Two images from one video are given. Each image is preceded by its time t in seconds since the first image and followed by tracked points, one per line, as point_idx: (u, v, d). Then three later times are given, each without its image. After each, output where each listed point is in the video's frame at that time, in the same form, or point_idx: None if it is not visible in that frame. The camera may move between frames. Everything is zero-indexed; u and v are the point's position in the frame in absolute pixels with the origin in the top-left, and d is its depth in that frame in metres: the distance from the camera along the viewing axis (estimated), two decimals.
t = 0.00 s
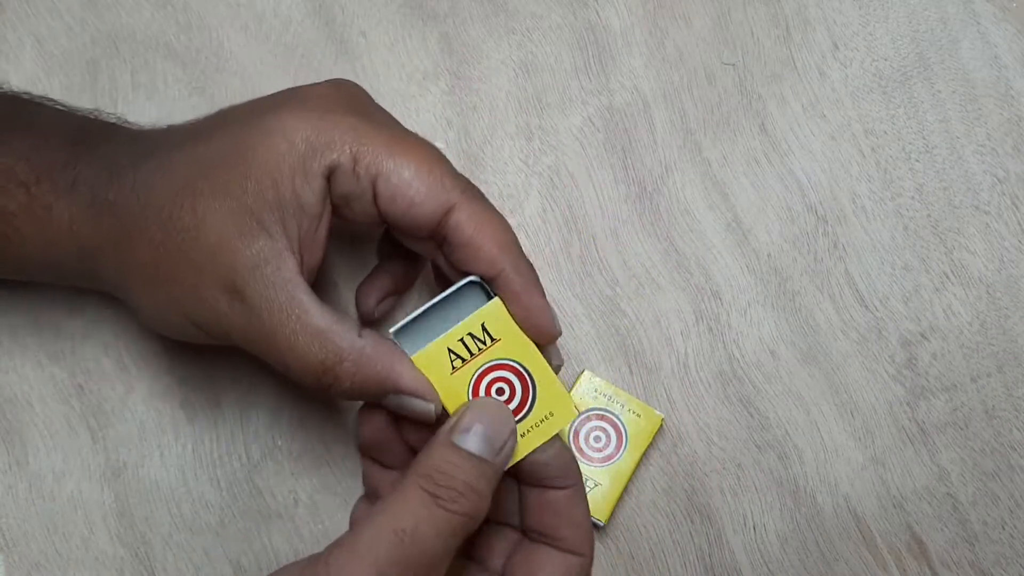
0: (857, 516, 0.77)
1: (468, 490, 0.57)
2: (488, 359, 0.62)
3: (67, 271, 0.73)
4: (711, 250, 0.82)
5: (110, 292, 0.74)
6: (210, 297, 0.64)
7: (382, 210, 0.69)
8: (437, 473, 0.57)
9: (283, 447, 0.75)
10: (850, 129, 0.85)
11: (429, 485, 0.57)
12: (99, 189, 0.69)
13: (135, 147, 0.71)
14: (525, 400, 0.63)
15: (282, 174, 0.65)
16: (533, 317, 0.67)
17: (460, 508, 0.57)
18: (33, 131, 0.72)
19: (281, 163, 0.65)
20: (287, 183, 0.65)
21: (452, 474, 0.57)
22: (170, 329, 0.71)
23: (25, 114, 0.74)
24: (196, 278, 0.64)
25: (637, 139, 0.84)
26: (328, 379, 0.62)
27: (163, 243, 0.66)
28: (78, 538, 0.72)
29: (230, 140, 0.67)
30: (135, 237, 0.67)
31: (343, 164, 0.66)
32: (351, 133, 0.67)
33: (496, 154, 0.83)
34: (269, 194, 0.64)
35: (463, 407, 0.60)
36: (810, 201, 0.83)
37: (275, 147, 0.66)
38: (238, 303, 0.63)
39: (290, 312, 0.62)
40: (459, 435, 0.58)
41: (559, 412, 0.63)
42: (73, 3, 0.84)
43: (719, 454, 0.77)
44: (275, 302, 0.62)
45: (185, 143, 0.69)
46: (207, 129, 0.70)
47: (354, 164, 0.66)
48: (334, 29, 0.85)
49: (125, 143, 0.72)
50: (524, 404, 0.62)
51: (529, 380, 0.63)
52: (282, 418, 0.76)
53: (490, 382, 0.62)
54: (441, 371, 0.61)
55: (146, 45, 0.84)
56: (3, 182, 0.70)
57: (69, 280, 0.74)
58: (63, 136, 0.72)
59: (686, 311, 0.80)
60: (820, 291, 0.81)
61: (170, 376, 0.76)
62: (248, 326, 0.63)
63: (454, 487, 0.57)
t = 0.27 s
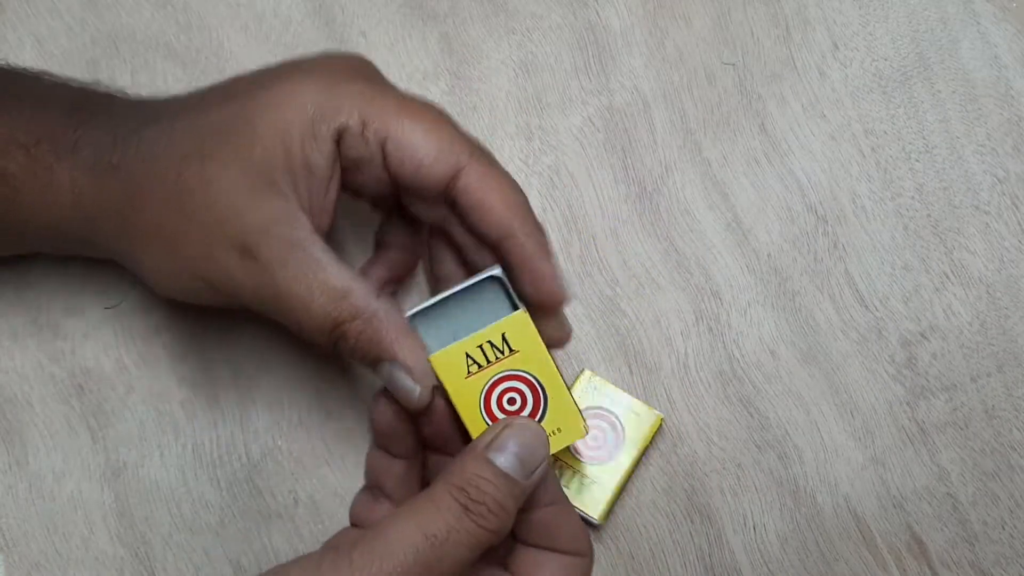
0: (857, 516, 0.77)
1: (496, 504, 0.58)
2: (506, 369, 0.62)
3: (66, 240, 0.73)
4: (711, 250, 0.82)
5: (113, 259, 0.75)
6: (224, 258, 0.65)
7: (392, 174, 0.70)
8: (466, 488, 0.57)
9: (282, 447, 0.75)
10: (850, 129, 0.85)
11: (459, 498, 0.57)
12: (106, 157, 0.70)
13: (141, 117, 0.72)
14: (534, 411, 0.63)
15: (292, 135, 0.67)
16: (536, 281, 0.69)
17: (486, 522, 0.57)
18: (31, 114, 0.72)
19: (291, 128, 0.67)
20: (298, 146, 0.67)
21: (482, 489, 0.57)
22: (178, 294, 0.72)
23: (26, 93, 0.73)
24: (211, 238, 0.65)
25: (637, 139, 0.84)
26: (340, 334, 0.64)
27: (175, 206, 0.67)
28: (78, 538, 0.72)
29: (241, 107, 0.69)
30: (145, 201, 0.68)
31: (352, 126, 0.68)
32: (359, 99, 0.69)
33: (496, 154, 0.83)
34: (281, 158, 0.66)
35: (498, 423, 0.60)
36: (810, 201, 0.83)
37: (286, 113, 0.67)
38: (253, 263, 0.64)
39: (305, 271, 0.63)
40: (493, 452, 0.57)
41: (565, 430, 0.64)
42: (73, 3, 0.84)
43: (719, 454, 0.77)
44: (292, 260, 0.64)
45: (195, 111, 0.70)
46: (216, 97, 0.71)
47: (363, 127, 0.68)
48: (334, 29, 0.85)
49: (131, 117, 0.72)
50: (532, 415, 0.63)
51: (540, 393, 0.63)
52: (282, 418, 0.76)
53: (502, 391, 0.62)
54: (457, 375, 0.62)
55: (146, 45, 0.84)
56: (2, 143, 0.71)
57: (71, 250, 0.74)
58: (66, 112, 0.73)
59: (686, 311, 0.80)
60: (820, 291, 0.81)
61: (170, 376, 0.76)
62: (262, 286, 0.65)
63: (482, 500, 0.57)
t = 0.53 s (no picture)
0: (857, 516, 0.77)
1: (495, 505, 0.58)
2: (507, 362, 0.63)
3: (69, 195, 0.73)
4: (711, 250, 0.82)
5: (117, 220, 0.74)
6: (241, 216, 0.66)
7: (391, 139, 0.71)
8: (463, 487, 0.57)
9: (282, 447, 0.75)
10: (850, 129, 0.85)
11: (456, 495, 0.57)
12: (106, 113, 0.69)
13: (138, 72, 0.70)
14: (533, 408, 0.64)
15: (303, 91, 0.67)
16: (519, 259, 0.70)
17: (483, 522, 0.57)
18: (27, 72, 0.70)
19: (302, 83, 0.67)
20: (309, 101, 0.67)
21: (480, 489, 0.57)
22: (184, 248, 0.72)
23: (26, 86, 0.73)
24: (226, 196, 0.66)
25: (637, 139, 0.84)
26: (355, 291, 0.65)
27: (186, 163, 0.66)
28: (78, 538, 0.72)
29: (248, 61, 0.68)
30: (152, 157, 0.67)
31: (359, 87, 0.68)
32: (368, 58, 0.69)
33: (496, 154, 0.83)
34: (294, 114, 0.66)
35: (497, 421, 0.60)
36: (810, 201, 0.83)
37: (296, 68, 0.67)
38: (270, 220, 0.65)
39: (323, 229, 0.64)
40: (491, 452, 0.57)
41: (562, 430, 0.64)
42: (73, 3, 0.84)
43: (719, 454, 0.77)
44: (311, 216, 0.64)
45: (200, 65, 0.69)
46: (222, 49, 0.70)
47: (370, 87, 0.68)
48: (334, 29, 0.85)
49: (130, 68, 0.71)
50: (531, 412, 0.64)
51: (540, 390, 0.64)
52: (282, 418, 0.76)
53: (502, 385, 0.63)
54: (459, 365, 0.62)
55: (145, 45, 0.84)
56: None
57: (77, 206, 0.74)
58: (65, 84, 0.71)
59: (686, 311, 0.80)
60: (820, 291, 0.81)
61: (170, 376, 0.76)
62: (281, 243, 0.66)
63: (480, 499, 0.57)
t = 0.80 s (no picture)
0: (857, 516, 0.77)
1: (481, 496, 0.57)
2: (521, 359, 0.64)
3: (75, 195, 0.73)
4: (711, 250, 0.82)
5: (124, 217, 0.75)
6: (247, 206, 0.66)
7: (391, 135, 0.70)
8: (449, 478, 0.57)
9: (282, 447, 0.75)
10: (850, 129, 0.85)
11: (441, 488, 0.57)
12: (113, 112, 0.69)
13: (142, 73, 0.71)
14: (542, 409, 0.63)
15: (303, 82, 0.66)
16: (539, 245, 0.68)
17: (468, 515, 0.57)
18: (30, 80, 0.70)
19: (302, 75, 0.66)
20: (308, 92, 0.66)
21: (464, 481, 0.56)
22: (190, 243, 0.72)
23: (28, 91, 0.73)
24: (231, 188, 0.66)
25: (637, 139, 0.84)
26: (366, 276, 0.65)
27: (191, 158, 0.66)
28: (78, 538, 0.72)
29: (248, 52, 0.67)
30: (158, 152, 0.67)
31: (356, 79, 0.68)
32: (366, 49, 0.68)
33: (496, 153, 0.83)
34: (293, 104, 0.66)
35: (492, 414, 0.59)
36: (810, 201, 0.83)
37: (295, 59, 0.67)
38: (278, 210, 0.65)
39: (330, 215, 0.64)
40: (480, 444, 0.57)
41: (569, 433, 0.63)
42: (73, 3, 0.84)
43: (719, 455, 0.77)
44: (317, 205, 0.64)
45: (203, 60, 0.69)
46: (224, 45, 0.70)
47: (367, 81, 0.68)
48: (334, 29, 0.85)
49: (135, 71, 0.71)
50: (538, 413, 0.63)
51: (550, 390, 0.64)
52: (282, 418, 0.76)
53: (511, 384, 0.64)
54: (473, 357, 0.64)
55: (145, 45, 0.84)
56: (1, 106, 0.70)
57: (82, 206, 0.74)
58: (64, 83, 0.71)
59: (686, 311, 0.80)
60: (820, 291, 0.81)
61: (170, 376, 0.76)
62: (289, 233, 0.66)
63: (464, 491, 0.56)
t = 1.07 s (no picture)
0: (857, 516, 0.77)
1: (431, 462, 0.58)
2: (515, 342, 0.63)
3: (67, 217, 0.73)
4: (711, 250, 0.82)
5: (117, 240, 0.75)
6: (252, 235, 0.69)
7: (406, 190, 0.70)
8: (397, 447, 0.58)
9: (282, 448, 0.75)
10: (850, 129, 0.85)
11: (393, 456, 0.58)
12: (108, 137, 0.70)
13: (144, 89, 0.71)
14: (522, 392, 0.63)
15: (308, 131, 0.67)
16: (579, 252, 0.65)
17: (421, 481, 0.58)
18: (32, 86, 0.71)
19: (304, 122, 0.67)
20: (308, 143, 0.67)
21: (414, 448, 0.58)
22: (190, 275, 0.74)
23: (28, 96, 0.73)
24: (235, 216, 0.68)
25: (637, 139, 0.84)
26: (368, 285, 0.69)
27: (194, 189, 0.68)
28: (78, 538, 0.72)
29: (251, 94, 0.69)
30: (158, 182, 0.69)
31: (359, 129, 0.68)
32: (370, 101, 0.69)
33: (496, 153, 0.83)
34: (295, 144, 0.67)
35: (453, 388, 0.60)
36: (810, 201, 0.83)
37: (299, 104, 0.67)
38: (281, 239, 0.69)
39: (331, 240, 0.68)
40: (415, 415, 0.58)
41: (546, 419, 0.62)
42: (73, 3, 0.84)
43: (718, 455, 0.77)
44: (315, 229, 0.68)
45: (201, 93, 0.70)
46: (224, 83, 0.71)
47: (371, 137, 0.68)
48: (334, 29, 0.85)
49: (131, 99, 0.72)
50: (519, 393, 0.62)
51: (532, 371, 0.63)
52: (282, 418, 0.76)
53: (494, 364, 0.63)
54: (471, 330, 0.63)
55: (145, 45, 0.84)
56: None
57: (74, 229, 0.74)
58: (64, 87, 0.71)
59: (686, 311, 0.80)
60: (820, 291, 0.81)
61: (170, 377, 0.76)
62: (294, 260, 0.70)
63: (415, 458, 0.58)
